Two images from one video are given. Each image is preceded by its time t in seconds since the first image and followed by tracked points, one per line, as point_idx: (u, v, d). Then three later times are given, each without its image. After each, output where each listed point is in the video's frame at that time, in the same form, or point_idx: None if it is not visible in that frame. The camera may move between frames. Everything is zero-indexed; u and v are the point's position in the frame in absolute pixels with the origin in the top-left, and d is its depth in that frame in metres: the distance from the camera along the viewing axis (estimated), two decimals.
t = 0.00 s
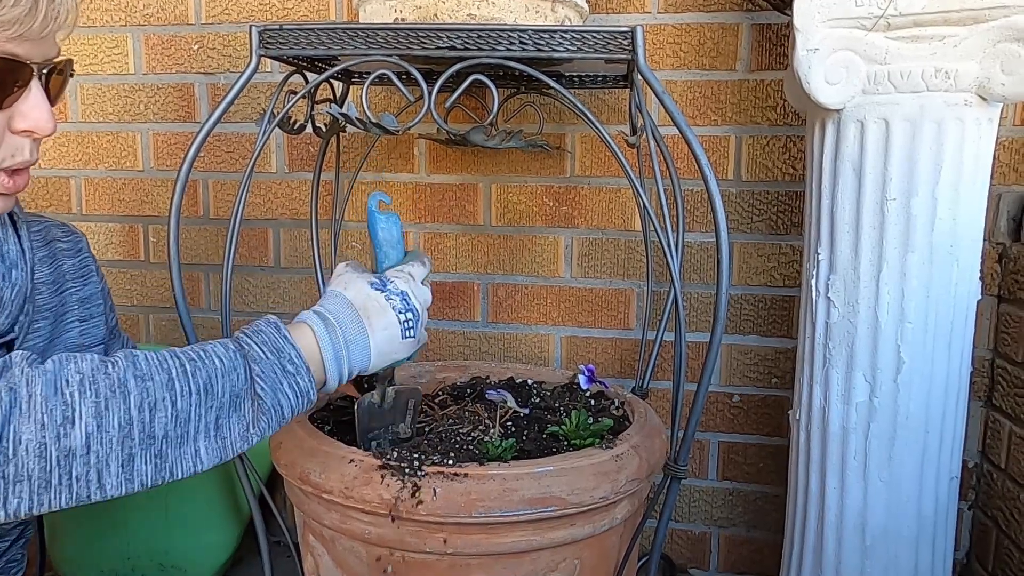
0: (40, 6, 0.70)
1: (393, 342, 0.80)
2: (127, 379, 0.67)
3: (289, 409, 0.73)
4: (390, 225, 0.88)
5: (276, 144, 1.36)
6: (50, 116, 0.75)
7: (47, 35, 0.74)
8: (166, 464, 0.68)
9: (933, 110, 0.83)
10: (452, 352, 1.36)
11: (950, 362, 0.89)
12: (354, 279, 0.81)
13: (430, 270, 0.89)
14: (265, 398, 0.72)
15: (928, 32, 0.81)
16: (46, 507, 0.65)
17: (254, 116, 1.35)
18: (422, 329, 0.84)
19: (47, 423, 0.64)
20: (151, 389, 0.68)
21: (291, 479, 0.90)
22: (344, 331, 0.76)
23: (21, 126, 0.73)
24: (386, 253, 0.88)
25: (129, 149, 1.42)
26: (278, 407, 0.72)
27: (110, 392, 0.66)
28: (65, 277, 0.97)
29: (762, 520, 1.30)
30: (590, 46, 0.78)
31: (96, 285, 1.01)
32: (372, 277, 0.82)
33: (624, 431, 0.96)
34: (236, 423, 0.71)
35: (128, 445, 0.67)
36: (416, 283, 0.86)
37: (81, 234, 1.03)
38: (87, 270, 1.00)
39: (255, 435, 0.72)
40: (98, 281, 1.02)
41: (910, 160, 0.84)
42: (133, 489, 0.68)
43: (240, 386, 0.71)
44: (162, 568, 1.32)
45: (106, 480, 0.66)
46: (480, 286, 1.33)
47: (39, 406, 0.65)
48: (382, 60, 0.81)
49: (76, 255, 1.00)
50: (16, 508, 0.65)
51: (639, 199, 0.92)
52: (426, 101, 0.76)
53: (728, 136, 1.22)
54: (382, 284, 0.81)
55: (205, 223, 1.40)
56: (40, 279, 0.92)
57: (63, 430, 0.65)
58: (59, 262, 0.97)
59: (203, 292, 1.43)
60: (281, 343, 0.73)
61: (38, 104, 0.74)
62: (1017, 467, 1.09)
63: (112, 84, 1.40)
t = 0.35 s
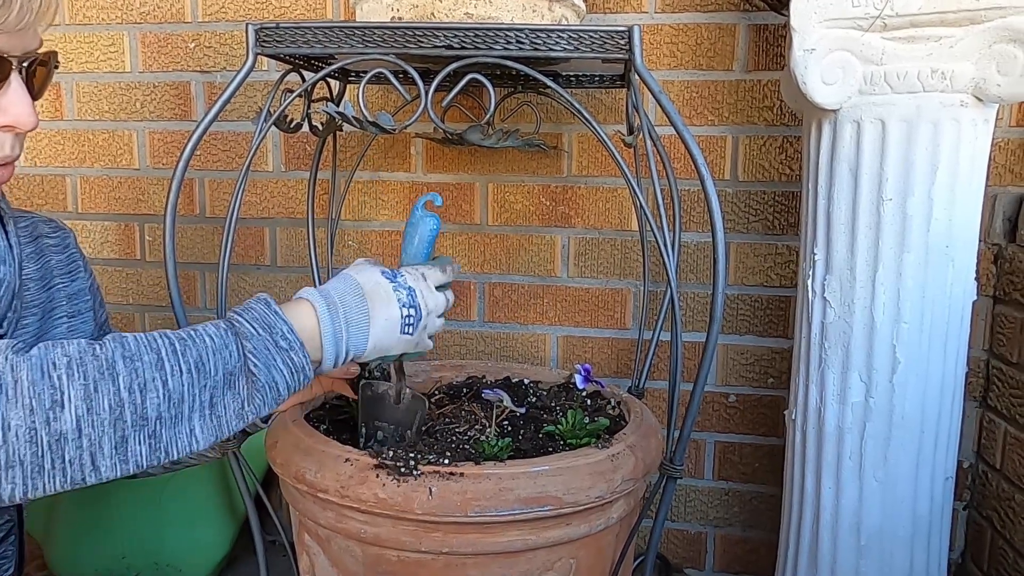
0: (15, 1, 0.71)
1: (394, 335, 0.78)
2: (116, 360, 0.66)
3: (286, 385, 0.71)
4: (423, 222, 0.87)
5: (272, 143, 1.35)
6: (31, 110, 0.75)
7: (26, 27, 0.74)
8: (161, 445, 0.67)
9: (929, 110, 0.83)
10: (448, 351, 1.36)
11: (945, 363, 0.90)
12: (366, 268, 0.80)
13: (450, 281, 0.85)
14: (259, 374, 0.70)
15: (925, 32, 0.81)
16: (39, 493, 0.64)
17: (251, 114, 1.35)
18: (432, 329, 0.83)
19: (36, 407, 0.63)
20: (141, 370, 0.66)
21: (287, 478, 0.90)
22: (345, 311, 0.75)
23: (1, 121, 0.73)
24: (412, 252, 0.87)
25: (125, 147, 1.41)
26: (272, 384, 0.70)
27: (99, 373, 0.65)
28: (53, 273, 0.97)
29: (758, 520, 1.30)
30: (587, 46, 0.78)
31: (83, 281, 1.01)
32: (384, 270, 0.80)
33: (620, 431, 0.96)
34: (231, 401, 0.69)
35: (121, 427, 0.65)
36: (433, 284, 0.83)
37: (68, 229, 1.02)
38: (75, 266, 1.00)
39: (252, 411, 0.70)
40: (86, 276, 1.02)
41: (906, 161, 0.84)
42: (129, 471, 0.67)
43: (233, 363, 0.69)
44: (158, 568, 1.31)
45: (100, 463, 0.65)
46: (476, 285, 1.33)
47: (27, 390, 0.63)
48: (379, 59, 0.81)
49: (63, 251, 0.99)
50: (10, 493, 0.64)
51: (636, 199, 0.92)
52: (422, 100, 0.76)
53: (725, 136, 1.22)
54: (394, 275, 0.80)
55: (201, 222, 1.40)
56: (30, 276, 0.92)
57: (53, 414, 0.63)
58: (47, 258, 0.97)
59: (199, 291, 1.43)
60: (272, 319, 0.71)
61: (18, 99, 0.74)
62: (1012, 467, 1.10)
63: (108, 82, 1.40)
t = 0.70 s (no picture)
0: None
1: (373, 314, 0.77)
2: (107, 359, 0.66)
3: (272, 381, 0.71)
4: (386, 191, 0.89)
5: (270, 142, 1.35)
6: (18, 103, 0.75)
7: (12, 22, 0.76)
8: (151, 442, 0.67)
9: (927, 112, 0.83)
10: (446, 351, 1.36)
11: (942, 363, 0.90)
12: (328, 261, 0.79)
13: (412, 245, 0.84)
14: (246, 371, 0.69)
15: (923, 33, 0.81)
16: (34, 489, 0.65)
17: (249, 114, 1.35)
18: (408, 299, 0.82)
19: (31, 404, 0.63)
20: (132, 368, 0.66)
21: (284, 478, 0.90)
22: (316, 306, 0.74)
23: None
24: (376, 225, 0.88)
25: (123, 147, 1.41)
26: (259, 380, 0.70)
27: (91, 371, 0.65)
28: (47, 268, 0.96)
29: (755, 520, 1.30)
30: (585, 46, 0.78)
31: (77, 277, 1.01)
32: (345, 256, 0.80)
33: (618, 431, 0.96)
34: (220, 397, 0.69)
35: (112, 424, 0.65)
36: (396, 254, 0.82)
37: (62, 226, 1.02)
38: (69, 262, 0.99)
39: (240, 408, 0.70)
40: (80, 272, 1.01)
41: (904, 162, 0.85)
42: (121, 467, 0.67)
43: (221, 361, 0.69)
44: (155, 568, 1.31)
45: (92, 460, 0.65)
46: (474, 285, 1.33)
47: (21, 388, 0.64)
48: (377, 59, 0.81)
49: (58, 247, 0.99)
50: (4, 490, 0.64)
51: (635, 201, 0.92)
52: (420, 100, 0.76)
53: (723, 137, 1.22)
54: (355, 258, 0.79)
55: (198, 221, 1.40)
56: (23, 272, 0.92)
57: (47, 412, 0.64)
58: (40, 254, 0.96)
59: (197, 290, 1.43)
60: (256, 317, 0.71)
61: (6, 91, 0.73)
62: (1009, 467, 1.10)
63: (106, 81, 1.40)
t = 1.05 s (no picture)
0: None
1: (365, 328, 0.78)
2: (128, 339, 0.69)
3: (278, 373, 0.73)
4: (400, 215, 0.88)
5: (270, 144, 1.36)
6: None
7: None
8: (165, 420, 0.69)
9: (926, 114, 0.83)
10: (446, 353, 1.36)
11: (942, 365, 0.90)
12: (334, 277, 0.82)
13: (415, 272, 0.84)
14: (255, 359, 0.72)
15: (922, 36, 0.81)
16: (54, 458, 0.65)
17: (248, 115, 1.35)
18: (408, 323, 0.82)
19: (58, 373, 0.65)
20: (151, 348, 0.69)
21: (284, 479, 0.90)
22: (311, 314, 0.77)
23: None
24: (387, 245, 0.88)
25: (123, 148, 1.41)
26: (266, 370, 0.73)
27: (114, 348, 0.68)
28: (37, 257, 0.96)
29: (754, 521, 1.31)
30: (585, 48, 0.78)
31: (67, 268, 1.00)
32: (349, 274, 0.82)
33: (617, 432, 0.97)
34: (229, 384, 0.72)
35: (131, 400, 0.67)
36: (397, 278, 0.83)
37: (51, 216, 1.02)
38: (59, 252, 0.99)
39: (248, 396, 0.72)
40: (70, 262, 1.01)
41: (903, 164, 0.85)
42: (134, 444, 0.68)
43: (232, 349, 0.72)
44: (154, 569, 1.31)
45: (110, 433, 0.67)
46: (473, 286, 1.33)
47: (50, 358, 0.65)
48: (376, 60, 0.81)
49: (47, 237, 0.99)
50: (26, 458, 0.64)
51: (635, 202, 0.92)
52: (420, 101, 0.76)
53: (722, 139, 1.22)
54: (357, 276, 0.81)
55: (198, 222, 1.40)
56: (14, 259, 0.92)
57: (72, 382, 0.65)
58: (30, 243, 0.96)
59: (196, 291, 1.43)
60: (264, 313, 0.75)
61: None
62: (1008, 469, 1.10)
63: (106, 82, 1.40)
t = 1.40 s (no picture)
0: None
1: (354, 313, 0.78)
2: (110, 342, 0.68)
3: (266, 365, 0.72)
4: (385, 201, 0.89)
5: (270, 144, 1.36)
6: None
7: None
8: (153, 420, 0.68)
9: (926, 114, 0.83)
10: (446, 353, 1.36)
11: (942, 365, 0.90)
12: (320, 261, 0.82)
13: (405, 257, 0.85)
14: (241, 353, 0.71)
15: (922, 36, 0.81)
16: (43, 465, 0.65)
17: (248, 115, 1.35)
18: (394, 308, 0.82)
19: (39, 382, 0.64)
20: (134, 349, 0.68)
21: (284, 479, 0.90)
22: (300, 299, 0.76)
23: None
24: (370, 233, 0.89)
25: (123, 148, 1.41)
26: (254, 363, 0.72)
27: (95, 353, 0.67)
28: (33, 253, 0.95)
29: (754, 521, 1.31)
30: (585, 48, 0.78)
31: (58, 265, 0.99)
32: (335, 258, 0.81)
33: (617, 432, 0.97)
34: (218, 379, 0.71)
35: (116, 403, 0.67)
36: (386, 263, 0.83)
37: (42, 211, 1.01)
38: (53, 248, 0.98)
39: (236, 390, 0.71)
40: (64, 257, 1.00)
41: (902, 164, 0.85)
42: (124, 445, 0.68)
43: (218, 343, 0.70)
44: (154, 569, 1.31)
45: (97, 437, 0.66)
46: (473, 287, 1.33)
47: (30, 367, 0.65)
48: (376, 61, 0.81)
49: (39, 233, 0.98)
50: (14, 467, 0.64)
51: (635, 202, 0.91)
52: (420, 100, 0.76)
53: (722, 139, 1.22)
54: (343, 260, 0.81)
55: (198, 222, 1.40)
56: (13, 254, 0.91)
57: (55, 390, 0.65)
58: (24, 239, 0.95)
59: (196, 292, 1.43)
60: (249, 304, 0.73)
61: None
62: (1008, 468, 1.10)
63: (106, 83, 1.40)
